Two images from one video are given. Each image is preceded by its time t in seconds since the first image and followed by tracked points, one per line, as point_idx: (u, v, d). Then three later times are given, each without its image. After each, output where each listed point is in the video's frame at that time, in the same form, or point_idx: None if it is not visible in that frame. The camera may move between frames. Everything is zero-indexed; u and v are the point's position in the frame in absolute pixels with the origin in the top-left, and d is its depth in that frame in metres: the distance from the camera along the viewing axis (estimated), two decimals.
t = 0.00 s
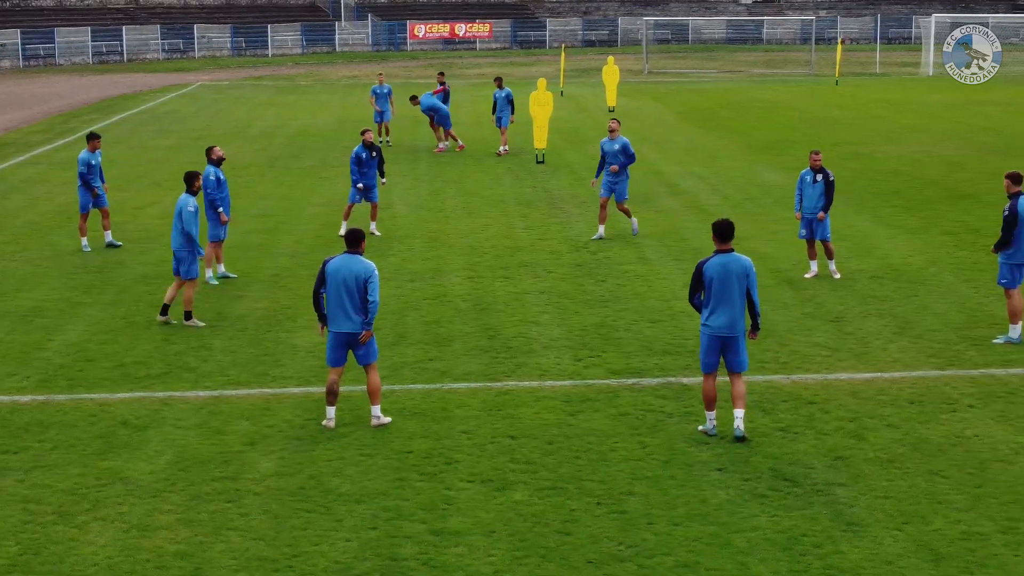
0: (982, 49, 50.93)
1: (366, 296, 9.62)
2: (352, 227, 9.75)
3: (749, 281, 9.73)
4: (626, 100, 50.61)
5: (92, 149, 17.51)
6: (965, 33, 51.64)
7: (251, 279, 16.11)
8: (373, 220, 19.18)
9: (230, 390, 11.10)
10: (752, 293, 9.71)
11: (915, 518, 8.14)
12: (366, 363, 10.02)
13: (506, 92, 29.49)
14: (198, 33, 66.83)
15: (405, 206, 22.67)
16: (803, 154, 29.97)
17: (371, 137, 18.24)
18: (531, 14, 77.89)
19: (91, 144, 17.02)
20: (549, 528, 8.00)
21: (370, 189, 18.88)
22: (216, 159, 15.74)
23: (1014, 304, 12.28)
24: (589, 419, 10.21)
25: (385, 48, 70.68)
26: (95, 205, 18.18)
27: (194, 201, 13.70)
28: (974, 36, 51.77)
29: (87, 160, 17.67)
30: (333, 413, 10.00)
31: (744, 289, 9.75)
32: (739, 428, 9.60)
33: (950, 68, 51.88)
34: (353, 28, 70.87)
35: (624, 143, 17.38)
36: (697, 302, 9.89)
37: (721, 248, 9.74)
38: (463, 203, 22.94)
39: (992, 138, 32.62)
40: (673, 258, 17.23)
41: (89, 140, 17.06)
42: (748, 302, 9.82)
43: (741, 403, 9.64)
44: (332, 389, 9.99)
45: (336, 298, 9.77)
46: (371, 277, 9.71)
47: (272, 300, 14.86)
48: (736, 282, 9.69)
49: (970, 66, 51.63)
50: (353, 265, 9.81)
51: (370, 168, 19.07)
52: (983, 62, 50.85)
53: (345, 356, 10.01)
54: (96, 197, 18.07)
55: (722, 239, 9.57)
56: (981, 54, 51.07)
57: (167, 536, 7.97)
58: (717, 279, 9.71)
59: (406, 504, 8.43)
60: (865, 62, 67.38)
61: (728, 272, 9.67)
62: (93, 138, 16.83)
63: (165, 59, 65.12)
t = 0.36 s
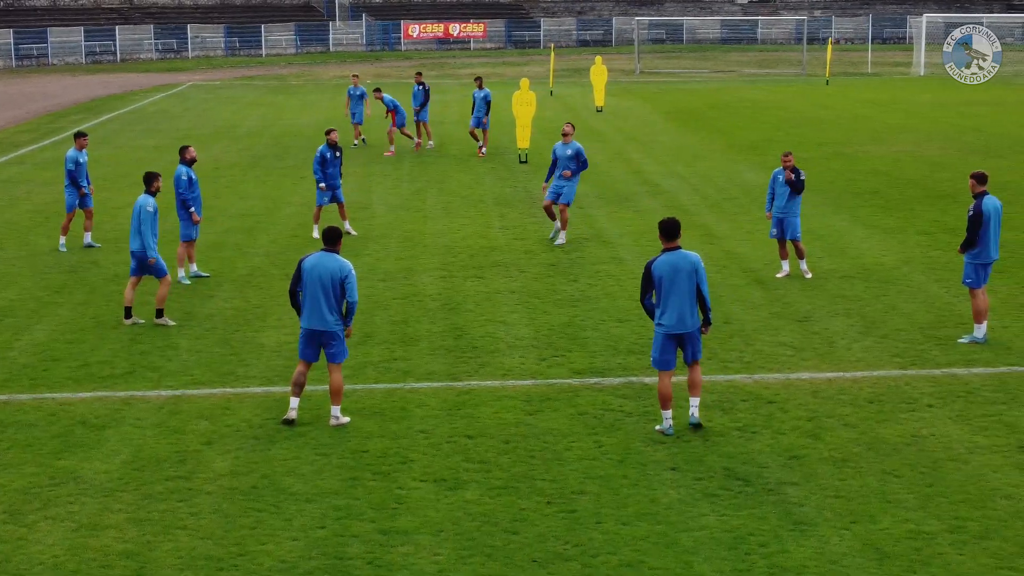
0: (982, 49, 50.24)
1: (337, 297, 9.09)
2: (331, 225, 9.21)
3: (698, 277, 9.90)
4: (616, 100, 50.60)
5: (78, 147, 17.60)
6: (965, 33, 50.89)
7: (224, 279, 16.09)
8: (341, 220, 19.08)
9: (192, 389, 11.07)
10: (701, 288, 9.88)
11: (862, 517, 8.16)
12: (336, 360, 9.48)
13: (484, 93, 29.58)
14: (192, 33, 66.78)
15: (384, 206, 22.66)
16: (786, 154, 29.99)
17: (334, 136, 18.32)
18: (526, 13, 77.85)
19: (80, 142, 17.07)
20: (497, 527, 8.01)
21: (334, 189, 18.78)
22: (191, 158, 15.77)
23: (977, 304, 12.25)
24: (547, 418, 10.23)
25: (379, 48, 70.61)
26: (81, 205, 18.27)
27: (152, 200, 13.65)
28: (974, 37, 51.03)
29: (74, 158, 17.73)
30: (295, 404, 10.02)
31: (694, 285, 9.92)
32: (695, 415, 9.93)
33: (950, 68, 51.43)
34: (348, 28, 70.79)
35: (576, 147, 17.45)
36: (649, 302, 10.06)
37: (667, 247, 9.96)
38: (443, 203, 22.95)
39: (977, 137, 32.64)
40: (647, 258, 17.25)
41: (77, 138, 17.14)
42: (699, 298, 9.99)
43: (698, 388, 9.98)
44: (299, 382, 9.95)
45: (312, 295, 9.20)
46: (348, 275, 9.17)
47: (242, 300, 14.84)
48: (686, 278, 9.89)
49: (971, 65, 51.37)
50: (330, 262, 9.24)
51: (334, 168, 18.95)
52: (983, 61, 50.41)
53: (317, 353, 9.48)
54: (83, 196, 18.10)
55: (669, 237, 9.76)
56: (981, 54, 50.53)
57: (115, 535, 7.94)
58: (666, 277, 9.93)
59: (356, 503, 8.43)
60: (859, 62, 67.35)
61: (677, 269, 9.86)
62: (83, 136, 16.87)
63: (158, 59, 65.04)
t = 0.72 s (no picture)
0: (981, 49, 49.95)
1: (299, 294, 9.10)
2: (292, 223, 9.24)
3: (672, 276, 9.91)
4: (614, 100, 50.60)
5: (73, 144, 17.66)
6: (964, 33, 50.98)
7: (204, 279, 16.10)
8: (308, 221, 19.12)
9: (162, 388, 11.04)
10: (676, 287, 9.91)
11: (817, 517, 8.16)
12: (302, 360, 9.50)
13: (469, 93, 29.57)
14: (195, 33, 66.85)
15: (372, 205, 22.69)
16: (779, 152, 29.98)
17: (312, 136, 18.50)
18: (530, 13, 77.86)
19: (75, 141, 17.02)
20: (452, 526, 8.02)
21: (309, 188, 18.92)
22: (173, 158, 15.54)
23: (950, 304, 12.17)
24: (514, 417, 10.23)
25: (382, 48, 70.66)
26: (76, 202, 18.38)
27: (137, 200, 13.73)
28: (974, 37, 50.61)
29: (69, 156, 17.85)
30: (270, 405, 10.07)
31: (669, 284, 9.93)
32: (675, 415, 10.03)
33: (951, 67, 51.27)
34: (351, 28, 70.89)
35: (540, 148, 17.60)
36: (620, 300, 9.94)
37: (643, 245, 9.88)
38: (431, 203, 22.97)
39: (971, 135, 32.60)
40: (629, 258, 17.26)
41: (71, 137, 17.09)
42: (672, 296, 10.01)
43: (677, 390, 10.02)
44: (269, 383, 9.82)
45: (277, 296, 9.21)
46: (310, 273, 9.20)
47: (220, 299, 14.84)
48: (662, 277, 9.86)
49: (971, 65, 51.21)
50: (291, 261, 9.26)
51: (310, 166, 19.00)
52: (983, 61, 50.16)
53: (283, 352, 9.51)
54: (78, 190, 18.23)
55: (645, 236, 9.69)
56: (981, 54, 50.21)
57: (70, 533, 7.92)
58: (643, 276, 9.86)
59: (313, 502, 8.42)
60: (861, 62, 67.24)
61: (655, 268, 9.82)
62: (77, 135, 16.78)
63: (162, 59, 65.17)
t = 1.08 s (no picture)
0: (983, 49, 49.53)
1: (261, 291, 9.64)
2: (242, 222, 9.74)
3: (662, 275, 10.16)
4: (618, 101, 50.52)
5: (71, 145, 17.49)
6: (964, 32, 50.40)
7: (190, 278, 16.15)
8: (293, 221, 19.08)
9: (136, 387, 11.09)
10: (666, 285, 10.17)
11: (774, 517, 8.17)
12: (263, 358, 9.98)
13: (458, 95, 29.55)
14: (205, 33, 67.04)
15: (366, 205, 22.74)
16: (777, 151, 29.90)
17: (302, 136, 18.51)
18: (541, 14, 77.78)
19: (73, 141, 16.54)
20: (409, 525, 8.03)
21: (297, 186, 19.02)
22: (157, 159, 15.62)
23: (926, 304, 12.14)
24: (482, 418, 10.24)
25: (391, 49, 70.72)
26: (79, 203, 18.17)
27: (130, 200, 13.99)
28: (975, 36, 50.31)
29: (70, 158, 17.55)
30: (238, 406, 10.12)
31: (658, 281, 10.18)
32: (644, 418, 10.03)
33: (950, 67, 50.96)
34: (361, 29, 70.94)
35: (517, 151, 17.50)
36: (612, 296, 10.11)
37: (637, 243, 10.09)
38: (424, 203, 23.01)
39: (971, 135, 32.43)
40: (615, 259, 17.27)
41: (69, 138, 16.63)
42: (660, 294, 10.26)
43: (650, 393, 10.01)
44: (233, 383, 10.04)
45: (236, 293, 9.68)
46: (266, 269, 9.72)
47: (203, 299, 14.88)
48: (653, 275, 10.10)
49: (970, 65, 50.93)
50: (245, 260, 9.76)
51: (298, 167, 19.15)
52: (983, 61, 49.76)
53: (244, 350, 9.95)
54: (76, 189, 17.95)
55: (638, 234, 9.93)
56: (981, 54, 49.85)
57: (30, 531, 7.97)
58: (636, 273, 10.05)
59: (274, 501, 8.44)
60: (869, 62, 66.92)
61: (648, 266, 10.04)
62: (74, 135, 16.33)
63: (171, 59, 65.33)
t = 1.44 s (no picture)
0: (983, 49, 50.22)
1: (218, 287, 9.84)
2: (202, 221, 9.98)
3: (643, 277, 10.11)
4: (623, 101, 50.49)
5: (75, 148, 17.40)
6: (964, 33, 51.30)
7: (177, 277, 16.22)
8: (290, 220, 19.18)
9: (110, 386, 11.15)
10: (646, 287, 10.12)
11: (731, 517, 8.17)
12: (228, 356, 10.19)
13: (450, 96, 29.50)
14: (215, 33, 67.24)
15: (360, 205, 22.79)
16: (776, 150, 29.86)
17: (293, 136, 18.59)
18: (552, 14, 77.73)
19: (77, 144, 15.74)
20: (366, 524, 8.03)
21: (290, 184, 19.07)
22: (142, 158, 15.61)
23: (903, 304, 12.15)
24: (451, 417, 10.24)
25: (402, 48, 70.80)
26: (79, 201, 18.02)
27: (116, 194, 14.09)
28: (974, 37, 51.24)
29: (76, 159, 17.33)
30: (208, 404, 10.16)
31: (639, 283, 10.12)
32: (613, 417, 10.04)
33: (950, 68, 51.13)
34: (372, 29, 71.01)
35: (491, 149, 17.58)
36: (592, 295, 10.09)
37: (619, 243, 10.07)
38: (417, 203, 23.04)
39: (971, 135, 32.39)
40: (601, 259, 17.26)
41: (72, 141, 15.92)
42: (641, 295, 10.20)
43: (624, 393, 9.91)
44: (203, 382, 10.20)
45: (196, 291, 9.93)
46: (225, 267, 9.93)
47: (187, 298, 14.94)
48: (633, 276, 10.05)
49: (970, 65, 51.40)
50: (205, 259, 9.98)
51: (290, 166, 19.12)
52: (983, 61, 50.29)
53: (209, 348, 10.17)
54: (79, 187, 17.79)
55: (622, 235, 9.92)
56: (981, 54, 50.46)
57: None
58: (616, 274, 10.03)
59: (234, 499, 8.47)
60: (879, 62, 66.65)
61: (629, 267, 10.00)
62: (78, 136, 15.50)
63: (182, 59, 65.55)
